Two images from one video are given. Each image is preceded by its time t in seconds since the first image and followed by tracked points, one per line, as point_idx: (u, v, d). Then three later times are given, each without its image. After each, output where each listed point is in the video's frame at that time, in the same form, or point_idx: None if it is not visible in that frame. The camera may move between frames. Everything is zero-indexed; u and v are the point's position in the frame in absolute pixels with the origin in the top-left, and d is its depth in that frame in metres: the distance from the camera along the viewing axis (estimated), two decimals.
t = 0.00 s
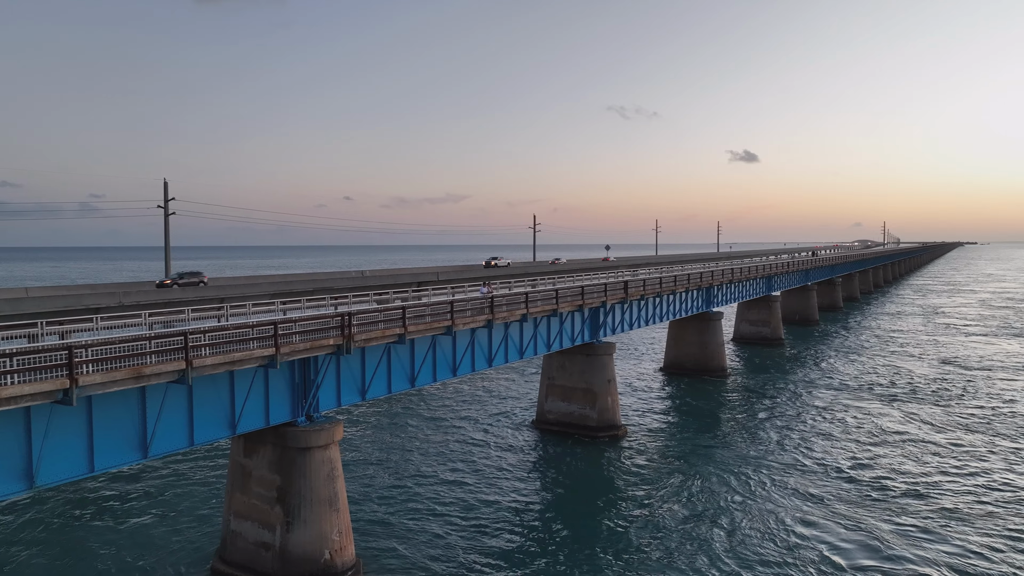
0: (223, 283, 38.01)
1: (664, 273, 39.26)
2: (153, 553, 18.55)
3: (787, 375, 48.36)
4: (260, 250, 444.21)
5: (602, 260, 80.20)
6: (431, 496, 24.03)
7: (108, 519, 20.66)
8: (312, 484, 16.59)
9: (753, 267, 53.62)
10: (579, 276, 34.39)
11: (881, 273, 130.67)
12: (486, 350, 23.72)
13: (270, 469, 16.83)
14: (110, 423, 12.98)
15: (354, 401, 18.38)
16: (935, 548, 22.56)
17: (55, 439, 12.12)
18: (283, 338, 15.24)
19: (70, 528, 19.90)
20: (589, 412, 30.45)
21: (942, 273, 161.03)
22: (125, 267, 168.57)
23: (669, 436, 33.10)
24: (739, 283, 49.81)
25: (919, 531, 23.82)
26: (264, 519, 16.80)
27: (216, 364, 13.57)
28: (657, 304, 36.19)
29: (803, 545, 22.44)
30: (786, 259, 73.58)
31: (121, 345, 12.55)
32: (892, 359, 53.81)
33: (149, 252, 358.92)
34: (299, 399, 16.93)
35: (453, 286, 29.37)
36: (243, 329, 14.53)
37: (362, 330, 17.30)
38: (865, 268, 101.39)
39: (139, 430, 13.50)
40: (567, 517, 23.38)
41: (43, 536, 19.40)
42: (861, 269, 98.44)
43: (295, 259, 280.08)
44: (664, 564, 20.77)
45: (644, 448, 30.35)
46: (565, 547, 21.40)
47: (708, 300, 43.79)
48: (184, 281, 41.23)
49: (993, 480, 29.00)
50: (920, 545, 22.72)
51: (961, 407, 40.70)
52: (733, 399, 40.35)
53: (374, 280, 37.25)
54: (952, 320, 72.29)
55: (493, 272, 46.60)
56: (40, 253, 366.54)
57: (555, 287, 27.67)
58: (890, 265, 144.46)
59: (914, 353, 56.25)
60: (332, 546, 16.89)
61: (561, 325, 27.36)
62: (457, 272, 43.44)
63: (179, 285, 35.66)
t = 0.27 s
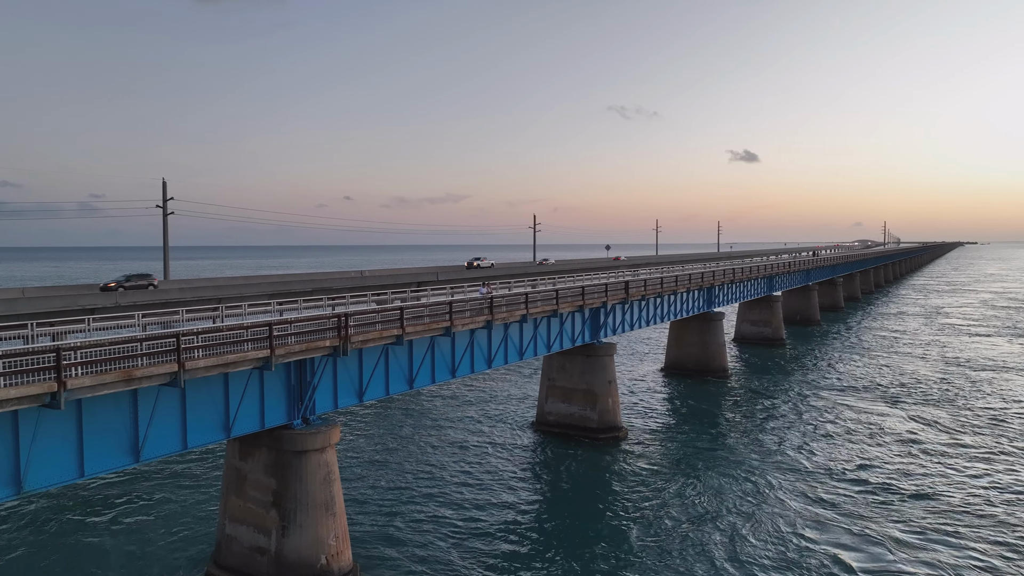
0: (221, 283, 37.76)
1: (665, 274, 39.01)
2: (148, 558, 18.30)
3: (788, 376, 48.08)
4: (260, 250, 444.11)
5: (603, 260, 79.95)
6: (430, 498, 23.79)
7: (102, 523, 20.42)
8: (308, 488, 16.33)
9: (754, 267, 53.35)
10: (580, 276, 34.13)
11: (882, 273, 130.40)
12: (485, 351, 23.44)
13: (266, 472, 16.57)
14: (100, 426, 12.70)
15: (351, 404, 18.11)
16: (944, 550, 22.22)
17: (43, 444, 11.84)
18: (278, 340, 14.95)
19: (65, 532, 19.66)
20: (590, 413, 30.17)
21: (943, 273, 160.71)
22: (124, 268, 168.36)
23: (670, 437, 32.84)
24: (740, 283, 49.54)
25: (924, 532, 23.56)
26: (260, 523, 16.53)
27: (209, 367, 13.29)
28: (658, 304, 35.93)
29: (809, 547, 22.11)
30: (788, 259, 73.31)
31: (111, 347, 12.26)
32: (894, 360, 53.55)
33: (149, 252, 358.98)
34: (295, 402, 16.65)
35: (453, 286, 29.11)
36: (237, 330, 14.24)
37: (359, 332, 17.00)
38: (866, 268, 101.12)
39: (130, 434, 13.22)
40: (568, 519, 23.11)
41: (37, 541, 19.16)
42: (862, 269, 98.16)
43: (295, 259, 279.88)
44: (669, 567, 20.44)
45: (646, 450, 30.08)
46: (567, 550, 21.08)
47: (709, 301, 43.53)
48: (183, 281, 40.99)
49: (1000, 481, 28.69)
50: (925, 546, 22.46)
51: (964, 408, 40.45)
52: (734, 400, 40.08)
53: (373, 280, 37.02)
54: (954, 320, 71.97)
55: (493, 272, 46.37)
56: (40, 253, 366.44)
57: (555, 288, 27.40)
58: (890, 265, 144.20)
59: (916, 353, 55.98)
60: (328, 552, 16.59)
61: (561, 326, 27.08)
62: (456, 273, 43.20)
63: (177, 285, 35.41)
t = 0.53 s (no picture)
0: (218, 283, 37.40)
1: (667, 274, 38.63)
2: (141, 565, 17.96)
3: (791, 377, 47.65)
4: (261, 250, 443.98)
5: (604, 260, 79.59)
6: (429, 502, 23.38)
7: (95, 529, 20.05)
8: (302, 494, 15.94)
9: (756, 267, 52.97)
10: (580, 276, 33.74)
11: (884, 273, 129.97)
12: (485, 352, 23.04)
13: (260, 478, 16.19)
14: (87, 432, 12.33)
15: (348, 407, 17.73)
16: (954, 554, 21.79)
17: (27, 451, 11.49)
18: (271, 343, 14.55)
19: (57, 538, 19.32)
20: (591, 415, 29.78)
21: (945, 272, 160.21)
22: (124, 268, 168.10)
23: (672, 439, 32.44)
24: (742, 283, 49.16)
25: (931, 535, 23.14)
26: (253, 530, 16.15)
27: (199, 370, 12.91)
28: (660, 305, 35.54)
29: (816, 551, 21.64)
30: (789, 258, 72.90)
31: (98, 350, 11.90)
32: (897, 360, 53.09)
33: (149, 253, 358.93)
34: (289, 405, 16.27)
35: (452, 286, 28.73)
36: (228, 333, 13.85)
37: (355, 333, 16.60)
38: (868, 268, 100.66)
39: (119, 439, 12.85)
40: (569, 523, 22.70)
41: (28, 547, 18.82)
42: (864, 269, 97.69)
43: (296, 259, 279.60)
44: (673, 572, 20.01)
45: (648, 452, 29.67)
46: (569, 554, 20.66)
47: (711, 301, 43.14)
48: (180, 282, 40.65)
49: (1009, 482, 28.22)
50: (932, 549, 22.04)
51: (969, 409, 40.02)
52: (737, 402, 39.67)
53: (372, 280, 36.66)
54: (957, 320, 71.47)
55: (493, 273, 46.01)
56: (40, 253, 366.18)
57: (556, 288, 27.00)
58: (892, 265, 143.77)
59: (920, 353, 55.54)
60: (324, 558, 16.16)
61: (562, 327, 26.68)
62: (456, 273, 42.83)
63: (174, 286, 35.05)
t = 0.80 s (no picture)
0: (215, 284, 36.92)
1: (669, 275, 38.15)
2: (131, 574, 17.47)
3: (795, 379, 47.13)
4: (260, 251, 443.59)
5: (605, 261, 79.11)
6: (428, 508, 22.85)
7: (86, 536, 19.58)
8: (296, 503, 15.43)
9: (759, 268, 52.49)
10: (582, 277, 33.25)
11: (886, 273, 129.57)
12: (484, 356, 22.56)
13: (253, 486, 15.70)
14: (70, 441, 11.84)
15: (343, 412, 17.24)
16: (966, 561, 21.25)
17: (5, 461, 11.00)
18: (263, 347, 14.04)
19: (46, 547, 18.84)
20: (592, 419, 29.29)
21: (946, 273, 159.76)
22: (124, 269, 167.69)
23: (675, 443, 31.95)
24: (744, 284, 48.68)
25: (941, 541, 22.65)
26: (245, 539, 15.65)
27: (187, 376, 12.42)
28: (662, 306, 35.06)
29: (825, 559, 21.13)
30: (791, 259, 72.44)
31: (80, 356, 11.40)
32: (901, 362, 52.58)
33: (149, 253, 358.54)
34: (282, 411, 15.80)
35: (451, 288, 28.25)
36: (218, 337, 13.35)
37: (351, 337, 16.11)
38: (870, 269, 100.21)
39: (104, 448, 12.35)
40: (570, 530, 22.21)
41: (16, 555, 18.36)
42: (866, 269, 97.21)
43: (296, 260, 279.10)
44: None
45: (651, 456, 29.17)
46: (571, 562, 20.16)
47: (714, 302, 42.65)
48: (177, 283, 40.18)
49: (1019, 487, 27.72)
50: (942, 556, 21.55)
51: (975, 411, 39.52)
52: (740, 404, 39.15)
53: (371, 281, 36.17)
54: (960, 321, 70.99)
55: (493, 274, 45.54)
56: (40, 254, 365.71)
57: (557, 289, 26.52)
58: (894, 265, 143.33)
59: (924, 355, 55.04)
60: (318, 570, 15.59)
61: (563, 329, 26.19)
62: (456, 274, 42.37)
63: (170, 287, 34.53)
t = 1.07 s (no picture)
0: (211, 285, 36.42)
1: (672, 276, 37.64)
2: None
3: (798, 381, 46.57)
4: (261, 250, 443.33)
5: (605, 261, 78.62)
6: (427, 515, 22.32)
7: (76, 545, 19.08)
8: (289, 513, 14.87)
9: (762, 268, 51.97)
10: (584, 278, 32.72)
11: (888, 274, 129.13)
12: (484, 359, 22.03)
13: (244, 495, 15.17)
14: (49, 451, 11.30)
15: (339, 419, 16.72)
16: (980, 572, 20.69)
17: None
18: (254, 352, 13.50)
19: (35, 556, 18.33)
20: (594, 423, 28.76)
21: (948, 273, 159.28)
22: (124, 269, 167.20)
23: (678, 447, 31.42)
24: (747, 284, 48.17)
25: (953, 551, 22.10)
26: (237, 551, 15.11)
27: (173, 383, 11.89)
28: (665, 307, 34.53)
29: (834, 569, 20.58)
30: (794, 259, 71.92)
31: (59, 363, 10.87)
32: (906, 364, 52.04)
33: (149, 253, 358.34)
34: (275, 418, 15.27)
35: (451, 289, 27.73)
36: (206, 342, 12.82)
37: (346, 341, 15.57)
38: (872, 269, 99.74)
39: (86, 458, 11.81)
40: (572, 538, 21.68)
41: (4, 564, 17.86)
42: (868, 269, 96.73)
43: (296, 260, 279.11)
44: None
45: (654, 461, 28.61)
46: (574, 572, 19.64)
47: (716, 303, 42.15)
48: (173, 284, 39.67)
49: None
50: (954, 566, 21.03)
51: (983, 414, 38.94)
52: (743, 407, 38.62)
53: (370, 282, 35.64)
54: (964, 322, 70.47)
55: (493, 274, 45.04)
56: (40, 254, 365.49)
57: (559, 291, 25.99)
58: (895, 265, 142.88)
59: (929, 357, 54.53)
60: None
61: (565, 331, 25.66)
62: (456, 275, 41.87)
63: (166, 289, 33.99)
